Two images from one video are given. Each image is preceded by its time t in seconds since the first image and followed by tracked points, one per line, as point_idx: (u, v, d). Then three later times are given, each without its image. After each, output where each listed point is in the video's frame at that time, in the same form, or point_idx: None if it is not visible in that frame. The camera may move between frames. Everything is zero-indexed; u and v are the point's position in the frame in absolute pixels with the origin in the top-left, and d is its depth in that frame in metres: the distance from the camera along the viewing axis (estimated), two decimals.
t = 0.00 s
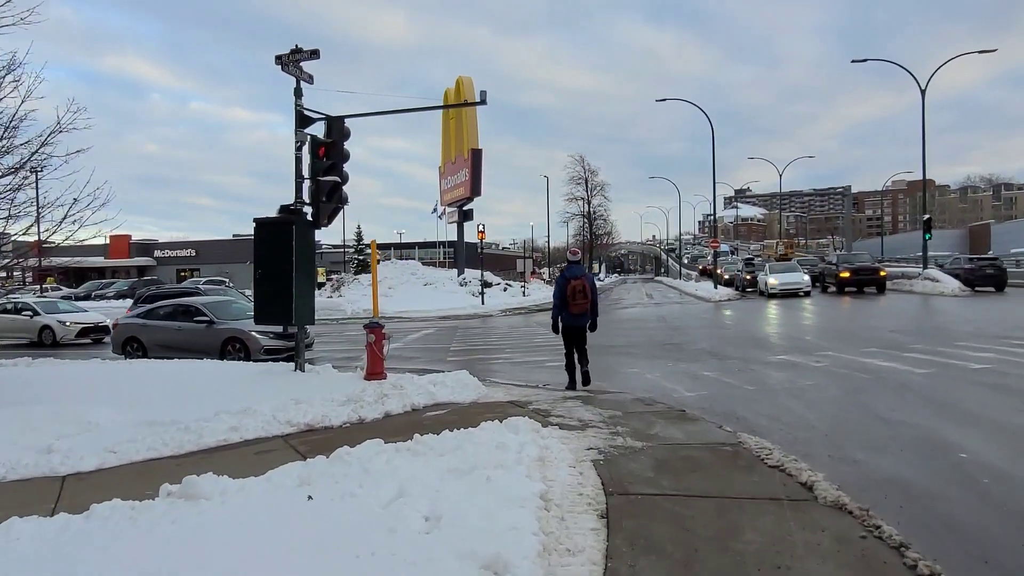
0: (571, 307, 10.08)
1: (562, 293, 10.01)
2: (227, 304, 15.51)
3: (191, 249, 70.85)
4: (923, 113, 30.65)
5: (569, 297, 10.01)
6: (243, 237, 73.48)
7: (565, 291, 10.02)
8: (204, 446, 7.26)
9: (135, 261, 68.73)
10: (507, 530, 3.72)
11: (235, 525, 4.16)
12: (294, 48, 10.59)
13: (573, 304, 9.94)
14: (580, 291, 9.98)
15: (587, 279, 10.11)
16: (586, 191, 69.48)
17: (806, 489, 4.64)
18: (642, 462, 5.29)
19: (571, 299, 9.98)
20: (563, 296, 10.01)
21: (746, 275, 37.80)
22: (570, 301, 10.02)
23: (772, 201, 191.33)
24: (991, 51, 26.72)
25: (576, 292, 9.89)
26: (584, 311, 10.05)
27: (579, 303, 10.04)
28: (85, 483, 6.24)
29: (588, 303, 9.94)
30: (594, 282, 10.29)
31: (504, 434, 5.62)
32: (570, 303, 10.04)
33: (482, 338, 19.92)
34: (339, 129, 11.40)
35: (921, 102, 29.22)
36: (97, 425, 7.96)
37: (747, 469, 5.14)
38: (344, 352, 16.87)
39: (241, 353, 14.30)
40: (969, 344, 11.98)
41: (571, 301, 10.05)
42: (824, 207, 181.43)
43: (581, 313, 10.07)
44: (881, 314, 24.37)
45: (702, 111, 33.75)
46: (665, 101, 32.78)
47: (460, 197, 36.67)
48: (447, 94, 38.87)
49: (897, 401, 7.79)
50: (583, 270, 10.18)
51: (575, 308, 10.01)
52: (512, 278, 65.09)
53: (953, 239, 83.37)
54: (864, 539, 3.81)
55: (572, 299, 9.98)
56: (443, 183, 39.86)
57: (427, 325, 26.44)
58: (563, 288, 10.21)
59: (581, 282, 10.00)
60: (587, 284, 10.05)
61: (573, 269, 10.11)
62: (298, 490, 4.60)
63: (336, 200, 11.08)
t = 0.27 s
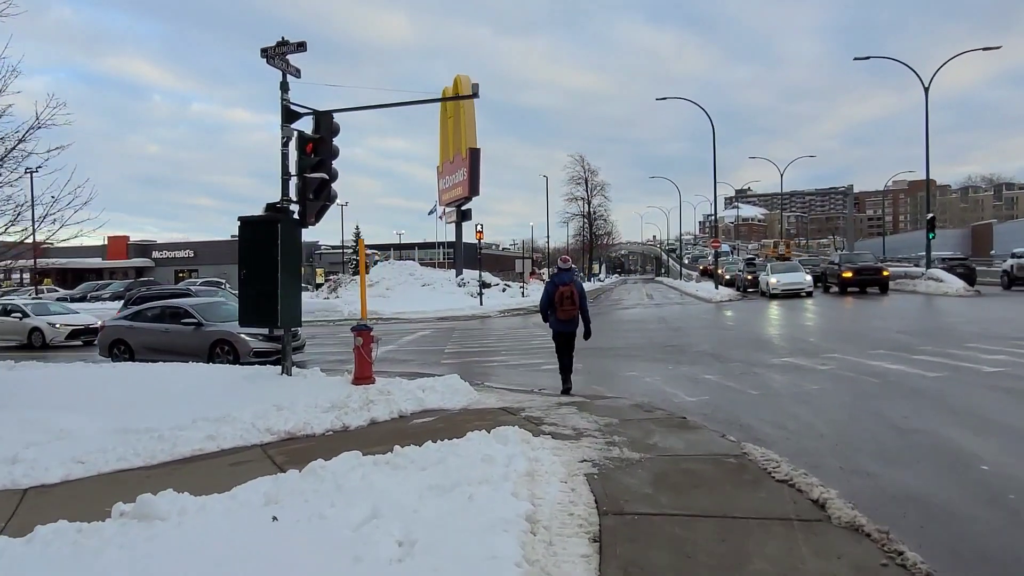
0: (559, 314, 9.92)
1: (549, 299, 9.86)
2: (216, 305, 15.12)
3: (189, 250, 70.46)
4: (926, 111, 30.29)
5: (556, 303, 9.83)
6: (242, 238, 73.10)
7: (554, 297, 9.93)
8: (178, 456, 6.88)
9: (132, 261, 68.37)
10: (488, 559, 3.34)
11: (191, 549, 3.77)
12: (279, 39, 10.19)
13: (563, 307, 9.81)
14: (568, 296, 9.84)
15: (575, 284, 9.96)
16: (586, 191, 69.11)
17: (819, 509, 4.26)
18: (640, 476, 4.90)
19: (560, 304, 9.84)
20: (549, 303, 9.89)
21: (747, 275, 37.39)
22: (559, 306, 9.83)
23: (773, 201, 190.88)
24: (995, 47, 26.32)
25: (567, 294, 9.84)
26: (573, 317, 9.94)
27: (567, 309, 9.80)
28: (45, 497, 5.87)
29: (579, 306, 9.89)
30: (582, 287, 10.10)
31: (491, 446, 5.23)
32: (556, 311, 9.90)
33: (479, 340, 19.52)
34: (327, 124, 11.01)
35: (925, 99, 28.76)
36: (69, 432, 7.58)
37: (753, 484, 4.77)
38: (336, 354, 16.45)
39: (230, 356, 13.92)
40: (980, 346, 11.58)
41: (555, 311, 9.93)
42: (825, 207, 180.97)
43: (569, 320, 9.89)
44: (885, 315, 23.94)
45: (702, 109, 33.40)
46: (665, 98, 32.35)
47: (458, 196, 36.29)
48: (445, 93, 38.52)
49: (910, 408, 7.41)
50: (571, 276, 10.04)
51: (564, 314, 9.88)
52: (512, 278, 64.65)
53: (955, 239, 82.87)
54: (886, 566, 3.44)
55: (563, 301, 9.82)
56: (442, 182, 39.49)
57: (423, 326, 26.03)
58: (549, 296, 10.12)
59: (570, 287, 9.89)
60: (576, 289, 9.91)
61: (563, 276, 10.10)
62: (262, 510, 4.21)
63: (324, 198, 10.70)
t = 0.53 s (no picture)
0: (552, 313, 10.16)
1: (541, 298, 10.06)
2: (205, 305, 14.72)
3: (187, 249, 70.10)
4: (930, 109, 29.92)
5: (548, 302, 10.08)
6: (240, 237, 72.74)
7: (548, 295, 10.12)
8: (151, 465, 6.50)
9: (130, 261, 68.02)
10: None
11: (144, 573, 3.40)
12: (266, 29, 9.81)
13: (557, 304, 10.06)
14: (561, 294, 10.10)
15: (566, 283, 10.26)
16: (586, 190, 68.75)
17: (838, 531, 3.88)
18: (641, 492, 4.53)
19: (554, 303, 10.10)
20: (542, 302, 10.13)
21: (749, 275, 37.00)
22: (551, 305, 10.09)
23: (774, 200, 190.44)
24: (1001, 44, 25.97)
25: (560, 292, 10.05)
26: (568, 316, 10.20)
27: (561, 307, 10.04)
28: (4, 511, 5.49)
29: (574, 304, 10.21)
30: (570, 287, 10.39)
31: (480, 458, 4.85)
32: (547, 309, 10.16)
33: (475, 341, 19.11)
34: (317, 117, 10.63)
35: (929, 97, 28.37)
36: (40, 438, 7.20)
37: (764, 501, 4.39)
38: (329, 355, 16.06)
39: (218, 357, 13.53)
40: (993, 348, 11.20)
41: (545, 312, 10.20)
42: (826, 206, 180.53)
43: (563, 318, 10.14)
44: (889, 315, 23.53)
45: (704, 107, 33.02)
46: (666, 96, 31.97)
47: (456, 195, 35.94)
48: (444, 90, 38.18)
49: (925, 415, 7.02)
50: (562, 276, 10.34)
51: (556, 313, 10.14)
52: (512, 278, 64.25)
53: (958, 239, 82.39)
54: None
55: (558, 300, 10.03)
56: (440, 181, 39.13)
57: (420, 326, 25.63)
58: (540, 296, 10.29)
59: (562, 287, 10.14)
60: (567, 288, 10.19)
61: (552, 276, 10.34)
62: (226, 532, 3.83)
63: (312, 194, 10.31)
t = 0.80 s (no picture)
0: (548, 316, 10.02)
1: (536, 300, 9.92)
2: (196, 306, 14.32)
3: (186, 249, 69.72)
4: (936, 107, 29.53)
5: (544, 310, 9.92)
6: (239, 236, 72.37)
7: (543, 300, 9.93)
8: (126, 479, 6.09)
9: (128, 261, 67.65)
10: None
11: None
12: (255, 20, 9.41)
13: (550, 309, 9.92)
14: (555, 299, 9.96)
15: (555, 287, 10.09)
16: (586, 189, 68.35)
17: (874, 565, 3.49)
18: (652, 516, 4.13)
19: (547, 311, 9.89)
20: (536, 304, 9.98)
21: (752, 275, 36.59)
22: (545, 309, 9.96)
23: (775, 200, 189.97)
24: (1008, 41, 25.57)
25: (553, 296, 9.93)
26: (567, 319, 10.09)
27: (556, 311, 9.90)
28: None
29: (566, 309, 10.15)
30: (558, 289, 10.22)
31: (475, 478, 4.45)
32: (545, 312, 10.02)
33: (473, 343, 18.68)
34: (308, 112, 10.24)
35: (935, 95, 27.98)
36: (11, 447, 6.82)
37: (788, 527, 4.00)
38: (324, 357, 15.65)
39: (209, 359, 13.13)
40: (1010, 352, 10.80)
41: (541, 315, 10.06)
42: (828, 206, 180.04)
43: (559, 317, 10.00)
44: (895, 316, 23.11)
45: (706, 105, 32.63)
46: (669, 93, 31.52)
47: (456, 194, 35.56)
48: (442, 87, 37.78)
49: (949, 425, 6.63)
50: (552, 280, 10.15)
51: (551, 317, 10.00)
52: (512, 278, 63.85)
53: (961, 238, 81.91)
54: None
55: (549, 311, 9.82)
56: (439, 180, 38.71)
57: (419, 327, 25.22)
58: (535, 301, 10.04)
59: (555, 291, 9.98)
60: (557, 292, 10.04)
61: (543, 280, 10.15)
62: (189, 567, 3.43)
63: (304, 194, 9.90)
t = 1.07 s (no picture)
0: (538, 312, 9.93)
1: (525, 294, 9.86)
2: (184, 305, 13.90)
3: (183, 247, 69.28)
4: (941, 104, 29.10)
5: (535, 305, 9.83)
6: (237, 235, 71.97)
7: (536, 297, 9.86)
8: (91, 491, 5.69)
9: (126, 260, 67.21)
10: None
11: None
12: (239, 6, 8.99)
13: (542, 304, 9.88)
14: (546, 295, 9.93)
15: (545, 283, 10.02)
16: (586, 187, 67.90)
17: None
18: (658, 539, 3.73)
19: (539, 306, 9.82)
20: (524, 300, 10.04)
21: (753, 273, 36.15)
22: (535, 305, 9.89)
23: (776, 199, 189.46)
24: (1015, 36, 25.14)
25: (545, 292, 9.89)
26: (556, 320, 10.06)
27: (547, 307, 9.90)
28: None
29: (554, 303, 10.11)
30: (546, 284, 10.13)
31: (461, 496, 4.04)
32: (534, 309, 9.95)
33: (470, 343, 18.27)
34: (296, 102, 9.83)
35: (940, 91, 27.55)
36: None
37: (810, 552, 3.60)
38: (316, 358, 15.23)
39: (196, 360, 12.73)
40: None
41: (529, 314, 10.04)
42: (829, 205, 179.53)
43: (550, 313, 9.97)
44: (900, 316, 22.69)
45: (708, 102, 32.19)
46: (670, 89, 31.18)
47: (454, 192, 35.15)
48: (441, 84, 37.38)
49: (972, 432, 6.22)
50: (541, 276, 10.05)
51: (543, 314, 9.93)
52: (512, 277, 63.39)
53: (964, 237, 81.39)
54: None
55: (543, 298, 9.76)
56: (438, 177, 38.31)
57: (416, 327, 24.82)
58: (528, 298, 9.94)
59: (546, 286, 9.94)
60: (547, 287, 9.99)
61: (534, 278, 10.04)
62: None
63: (291, 188, 9.50)
